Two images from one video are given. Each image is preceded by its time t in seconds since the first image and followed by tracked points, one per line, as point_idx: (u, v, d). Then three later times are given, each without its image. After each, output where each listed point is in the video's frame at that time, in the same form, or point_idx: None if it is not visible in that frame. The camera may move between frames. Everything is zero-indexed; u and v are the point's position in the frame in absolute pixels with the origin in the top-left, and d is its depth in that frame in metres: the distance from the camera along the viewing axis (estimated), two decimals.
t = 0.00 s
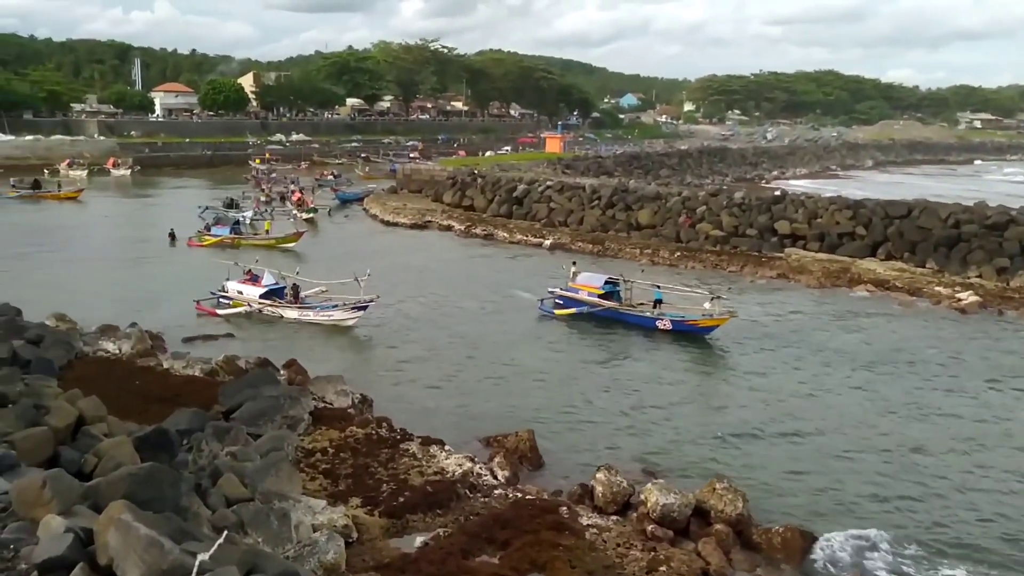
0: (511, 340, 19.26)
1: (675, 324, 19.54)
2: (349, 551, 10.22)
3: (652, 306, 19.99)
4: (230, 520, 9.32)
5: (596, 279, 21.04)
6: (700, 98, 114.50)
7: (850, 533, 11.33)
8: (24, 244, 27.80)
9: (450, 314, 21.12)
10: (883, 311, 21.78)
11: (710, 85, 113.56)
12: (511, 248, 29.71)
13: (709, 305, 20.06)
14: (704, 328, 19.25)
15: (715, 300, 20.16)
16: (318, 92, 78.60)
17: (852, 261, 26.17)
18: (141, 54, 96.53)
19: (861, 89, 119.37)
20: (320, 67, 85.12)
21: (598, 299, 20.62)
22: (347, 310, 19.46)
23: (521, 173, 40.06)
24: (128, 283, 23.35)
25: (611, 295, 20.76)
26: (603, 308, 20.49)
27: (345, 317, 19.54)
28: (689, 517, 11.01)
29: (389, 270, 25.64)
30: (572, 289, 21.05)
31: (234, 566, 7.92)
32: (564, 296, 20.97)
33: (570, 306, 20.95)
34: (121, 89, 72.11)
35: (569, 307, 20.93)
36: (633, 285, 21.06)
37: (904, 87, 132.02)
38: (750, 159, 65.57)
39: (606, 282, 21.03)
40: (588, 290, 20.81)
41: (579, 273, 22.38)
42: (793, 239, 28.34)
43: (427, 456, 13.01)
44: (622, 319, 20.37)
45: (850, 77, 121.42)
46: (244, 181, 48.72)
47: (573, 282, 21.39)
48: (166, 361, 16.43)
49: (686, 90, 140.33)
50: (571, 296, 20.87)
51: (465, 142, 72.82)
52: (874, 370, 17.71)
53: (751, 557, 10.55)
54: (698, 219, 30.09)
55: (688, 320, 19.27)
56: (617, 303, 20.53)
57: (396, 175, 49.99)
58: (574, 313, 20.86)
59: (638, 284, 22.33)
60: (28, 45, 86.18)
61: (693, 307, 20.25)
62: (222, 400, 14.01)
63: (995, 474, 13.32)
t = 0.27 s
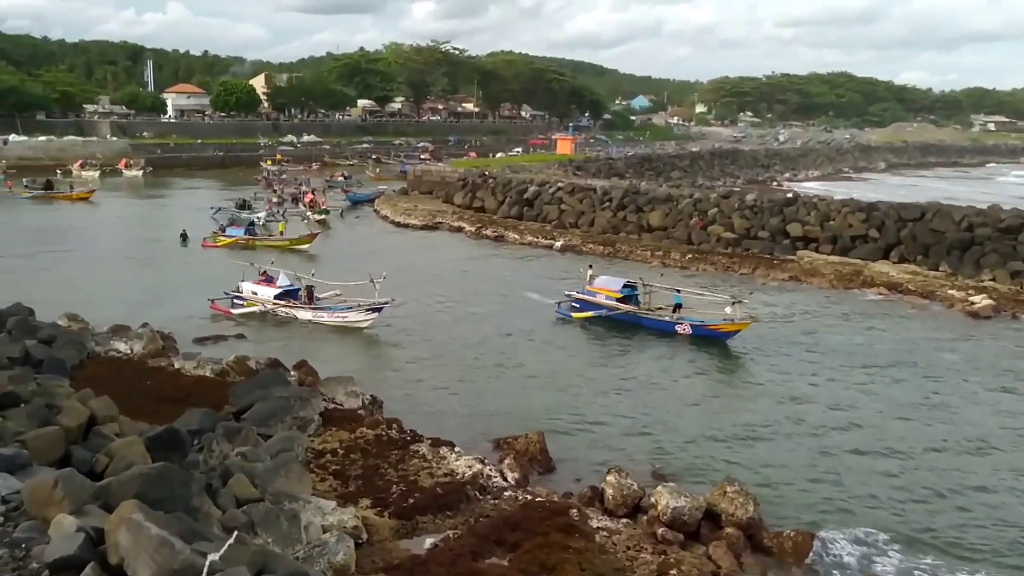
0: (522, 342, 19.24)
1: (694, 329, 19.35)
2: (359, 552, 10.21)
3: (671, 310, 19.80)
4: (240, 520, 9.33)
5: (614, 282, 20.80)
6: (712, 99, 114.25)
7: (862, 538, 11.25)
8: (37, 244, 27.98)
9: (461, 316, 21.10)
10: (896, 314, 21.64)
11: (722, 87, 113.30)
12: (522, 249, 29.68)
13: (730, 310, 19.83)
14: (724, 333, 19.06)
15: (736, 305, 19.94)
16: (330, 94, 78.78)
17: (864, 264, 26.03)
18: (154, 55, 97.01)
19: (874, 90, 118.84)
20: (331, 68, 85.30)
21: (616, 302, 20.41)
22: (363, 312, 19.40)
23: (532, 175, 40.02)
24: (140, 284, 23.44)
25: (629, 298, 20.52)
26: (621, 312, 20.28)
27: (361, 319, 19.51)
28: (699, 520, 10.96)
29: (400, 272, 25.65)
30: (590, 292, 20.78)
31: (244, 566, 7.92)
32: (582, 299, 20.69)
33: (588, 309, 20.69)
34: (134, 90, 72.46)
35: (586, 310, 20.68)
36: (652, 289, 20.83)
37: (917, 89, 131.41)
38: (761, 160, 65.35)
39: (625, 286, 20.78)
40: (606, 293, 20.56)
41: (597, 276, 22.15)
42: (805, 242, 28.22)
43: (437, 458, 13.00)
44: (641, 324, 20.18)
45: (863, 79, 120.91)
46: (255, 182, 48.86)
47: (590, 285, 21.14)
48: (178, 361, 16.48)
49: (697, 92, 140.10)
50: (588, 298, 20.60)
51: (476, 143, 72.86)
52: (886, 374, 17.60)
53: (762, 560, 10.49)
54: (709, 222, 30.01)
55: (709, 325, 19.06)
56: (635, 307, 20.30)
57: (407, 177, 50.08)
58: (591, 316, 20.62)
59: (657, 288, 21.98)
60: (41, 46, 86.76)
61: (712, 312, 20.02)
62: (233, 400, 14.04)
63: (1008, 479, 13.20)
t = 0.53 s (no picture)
0: (533, 344, 19.20)
1: (714, 332, 19.09)
2: (368, 553, 10.21)
3: (690, 314, 19.58)
4: (250, 520, 9.33)
5: (632, 286, 20.57)
6: (723, 101, 113.93)
7: (874, 543, 11.18)
8: (50, 244, 28.15)
9: (472, 317, 21.08)
10: (909, 318, 21.50)
11: (734, 88, 113.00)
12: (532, 251, 29.65)
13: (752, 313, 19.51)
14: (744, 337, 18.80)
15: (757, 309, 19.67)
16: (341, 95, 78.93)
17: (877, 266, 25.90)
18: (166, 57, 97.43)
19: (887, 93, 118.30)
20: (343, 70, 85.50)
21: (634, 307, 20.17)
22: (377, 313, 19.39)
23: (543, 176, 39.98)
24: (151, 284, 23.53)
25: (648, 302, 20.28)
26: (640, 316, 20.09)
27: (375, 320, 19.50)
28: (710, 523, 10.90)
29: (411, 273, 25.66)
30: (608, 296, 20.67)
31: (254, 567, 7.93)
32: (599, 303, 20.61)
33: (606, 313, 20.57)
34: (146, 92, 72.78)
35: (605, 314, 20.56)
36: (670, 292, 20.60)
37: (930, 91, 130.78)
38: (773, 162, 65.14)
39: (643, 289, 20.53)
40: (624, 297, 20.38)
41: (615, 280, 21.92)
42: (817, 244, 28.09)
43: (446, 459, 12.99)
44: (661, 328, 19.96)
45: (876, 81, 120.39)
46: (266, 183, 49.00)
47: (608, 289, 21.01)
48: (189, 362, 16.54)
49: (709, 93, 139.79)
50: (606, 303, 20.50)
51: (487, 145, 72.85)
52: (899, 377, 17.49)
53: (774, 564, 10.43)
54: (720, 224, 29.91)
55: (728, 328, 18.82)
56: (654, 311, 20.11)
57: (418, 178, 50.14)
58: (610, 320, 20.49)
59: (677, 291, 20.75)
60: (54, 47, 87.32)
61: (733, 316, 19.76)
62: (244, 400, 14.07)
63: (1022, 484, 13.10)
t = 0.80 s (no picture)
0: (544, 346, 19.17)
1: (737, 337, 18.77)
2: (378, 554, 10.20)
3: (710, 318, 19.30)
4: (261, 521, 9.34)
5: (652, 290, 20.30)
6: (735, 103, 113.65)
7: (887, 549, 11.10)
8: (63, 245, 28.31)
9: (483, 318, 21.05)
10: (923, 320, 21.36)
11: (747, 89, 112.69)
12: (543, 252, 29.63)
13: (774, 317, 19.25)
14: (768, 341, 18.48)
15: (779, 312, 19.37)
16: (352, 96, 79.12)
17: (890, 268, 25.75)
18: (179, 59, 97.93)
19: (901, 94, 117.79)
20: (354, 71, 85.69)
21: (655, 311, 19.88)
22: (391, 314, 19.46)
23: (554, 178, 39.93)
24: (163, 284, 23.63)
25: (669, 306, 19.97)
26: (660, 320, 19.76)
27: (388, 322, 19.55)
28: (722, 527, 10.84)
29: (422, 274, 25.66)
30: (627, 300, 20.35)
31: (265, 567, 7.93)
32: (618, 307, 20.26)
33: (625, 317, 20.23)
34: (159, 93, 73.15)
35: (624, 318, 20.21)
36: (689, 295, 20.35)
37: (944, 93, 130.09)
38: (786, 164, 64.91)
39: (663, 293, 20.23)
40: (644, 301, 20.11)
41: (634, 284, 21.65)
42: (829, 246, 27.97)
43: (457, 461, 12.97)
44: (681, 332, 19.63)
45: (889, 83, 119.85)
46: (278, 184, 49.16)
47: (627, 293, 20.69)
48: (200, 362, 16.60)
49: (720, 94, 139.40)
50: (626, 306, 20.16)
51: (498, 146, 72.92)
52: (913, 381, 17.35)
53: (785, 568, 10.36)
54: (732, 225, 29.83)
55: (752, 332, 18.48)
56: (674, 315, 19.77)
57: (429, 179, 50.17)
58: (629, 324, 20.15)
59: (697, 293, 21.37)
60: (68, 49, 87.87)
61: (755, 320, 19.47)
62: (255, 401, 14.10)
63: None
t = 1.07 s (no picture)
0: (554, 347, 19.13)
1: (761, 343, 18.40)
2: (388, 555, 10.19)
3: (731, 321, 18.95)
4: (271, 521, 9.34)
5: (673, 293, 19.94)
6: (747, 104, 113.34)
7: (901, 553, 11.02)
8: (76, 245, 28.44)
9: (494, 320, 21.02)
10: (937, 323, 21.22)
11: (759, 90, 112.30)
12: (553, 254, 29.59)
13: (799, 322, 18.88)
14: (792, 347, 18.15)
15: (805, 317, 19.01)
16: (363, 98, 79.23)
17: (903, 271, 25.61)
18: (191, 60, 98.37)
19: (914, 96, 117.23)
20: (366, 72, 85.84)
21: (675, 315, 19.55)
22: (404, 316, 19.38)
23: (564, 179, 39.88)
24: (175, 284, 23.72)
25: (690, 310, 19.65)
26: (682, 325, 19.42)
27: (402, 323, 19.48)
28: (733, 530, 10.79)
29: (433, 275, 25.65)
30: (648, 304, 19.97)
31: (275, 567, 7.93)
32: (639, 312, 19.88)
33: (646, 321, 19.87)
34: (171, 94, 73.48)
35: (645, 322, 19.85)
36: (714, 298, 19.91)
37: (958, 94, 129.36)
38: (798, 166, 64.67)
39: (684, 297, 19.83)
40: (665, 305, 19.73)
41: (655, 288, 21.33)
42: (842, 248, 27.85)
43: (467, 462, 12.95)
44: (703, 337, 19.31)
45: (902, 84, 119.30)
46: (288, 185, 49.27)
47: (648, 296, 20.31)
48: (211, 362, 16.64)
49: (732, 96, 139.05)
50: (646, 310, 19.78)
51: (509, 147, 72.92)
52: (926, 384, 17.22)
53: (797, 572, 10.29)
54: (744, 227, 29.72)
55: (776, 339, 18.15)
56: (696, 319, 19.44)
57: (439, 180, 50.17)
58: (650, 329, 19.80)
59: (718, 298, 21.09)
60: (81, 51, 88.40)
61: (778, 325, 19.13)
62: (265, 401, 14.12)
63: None
